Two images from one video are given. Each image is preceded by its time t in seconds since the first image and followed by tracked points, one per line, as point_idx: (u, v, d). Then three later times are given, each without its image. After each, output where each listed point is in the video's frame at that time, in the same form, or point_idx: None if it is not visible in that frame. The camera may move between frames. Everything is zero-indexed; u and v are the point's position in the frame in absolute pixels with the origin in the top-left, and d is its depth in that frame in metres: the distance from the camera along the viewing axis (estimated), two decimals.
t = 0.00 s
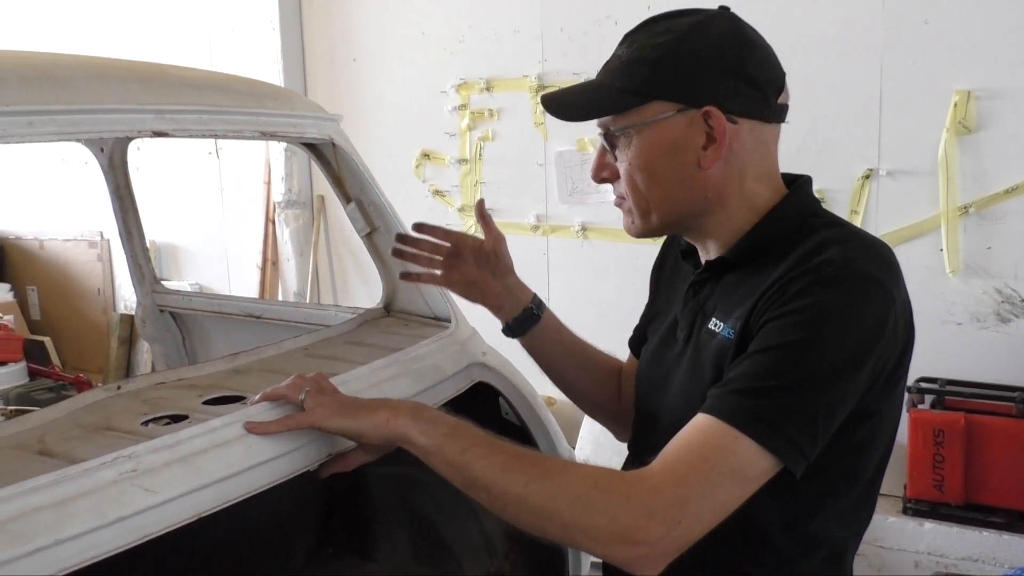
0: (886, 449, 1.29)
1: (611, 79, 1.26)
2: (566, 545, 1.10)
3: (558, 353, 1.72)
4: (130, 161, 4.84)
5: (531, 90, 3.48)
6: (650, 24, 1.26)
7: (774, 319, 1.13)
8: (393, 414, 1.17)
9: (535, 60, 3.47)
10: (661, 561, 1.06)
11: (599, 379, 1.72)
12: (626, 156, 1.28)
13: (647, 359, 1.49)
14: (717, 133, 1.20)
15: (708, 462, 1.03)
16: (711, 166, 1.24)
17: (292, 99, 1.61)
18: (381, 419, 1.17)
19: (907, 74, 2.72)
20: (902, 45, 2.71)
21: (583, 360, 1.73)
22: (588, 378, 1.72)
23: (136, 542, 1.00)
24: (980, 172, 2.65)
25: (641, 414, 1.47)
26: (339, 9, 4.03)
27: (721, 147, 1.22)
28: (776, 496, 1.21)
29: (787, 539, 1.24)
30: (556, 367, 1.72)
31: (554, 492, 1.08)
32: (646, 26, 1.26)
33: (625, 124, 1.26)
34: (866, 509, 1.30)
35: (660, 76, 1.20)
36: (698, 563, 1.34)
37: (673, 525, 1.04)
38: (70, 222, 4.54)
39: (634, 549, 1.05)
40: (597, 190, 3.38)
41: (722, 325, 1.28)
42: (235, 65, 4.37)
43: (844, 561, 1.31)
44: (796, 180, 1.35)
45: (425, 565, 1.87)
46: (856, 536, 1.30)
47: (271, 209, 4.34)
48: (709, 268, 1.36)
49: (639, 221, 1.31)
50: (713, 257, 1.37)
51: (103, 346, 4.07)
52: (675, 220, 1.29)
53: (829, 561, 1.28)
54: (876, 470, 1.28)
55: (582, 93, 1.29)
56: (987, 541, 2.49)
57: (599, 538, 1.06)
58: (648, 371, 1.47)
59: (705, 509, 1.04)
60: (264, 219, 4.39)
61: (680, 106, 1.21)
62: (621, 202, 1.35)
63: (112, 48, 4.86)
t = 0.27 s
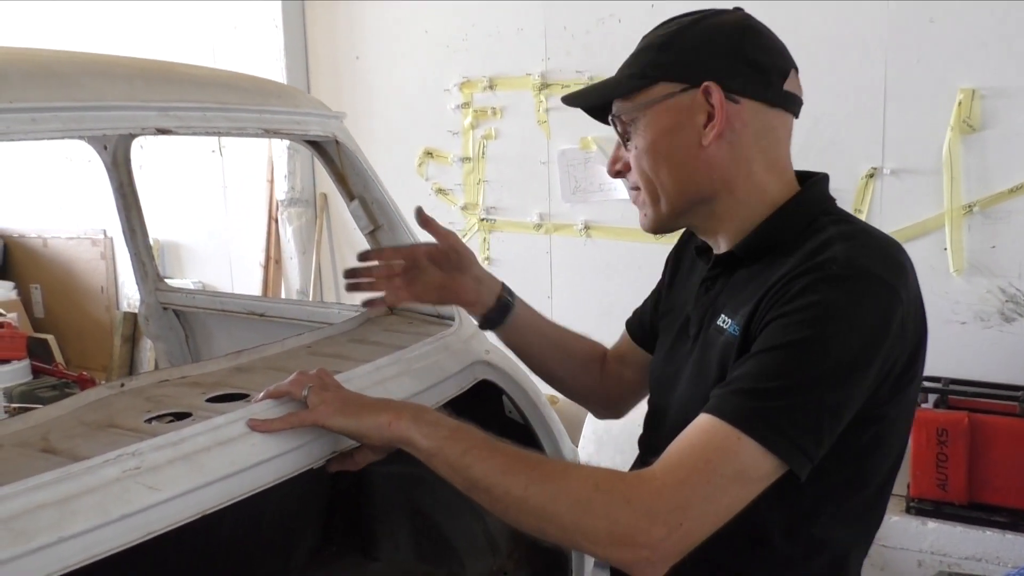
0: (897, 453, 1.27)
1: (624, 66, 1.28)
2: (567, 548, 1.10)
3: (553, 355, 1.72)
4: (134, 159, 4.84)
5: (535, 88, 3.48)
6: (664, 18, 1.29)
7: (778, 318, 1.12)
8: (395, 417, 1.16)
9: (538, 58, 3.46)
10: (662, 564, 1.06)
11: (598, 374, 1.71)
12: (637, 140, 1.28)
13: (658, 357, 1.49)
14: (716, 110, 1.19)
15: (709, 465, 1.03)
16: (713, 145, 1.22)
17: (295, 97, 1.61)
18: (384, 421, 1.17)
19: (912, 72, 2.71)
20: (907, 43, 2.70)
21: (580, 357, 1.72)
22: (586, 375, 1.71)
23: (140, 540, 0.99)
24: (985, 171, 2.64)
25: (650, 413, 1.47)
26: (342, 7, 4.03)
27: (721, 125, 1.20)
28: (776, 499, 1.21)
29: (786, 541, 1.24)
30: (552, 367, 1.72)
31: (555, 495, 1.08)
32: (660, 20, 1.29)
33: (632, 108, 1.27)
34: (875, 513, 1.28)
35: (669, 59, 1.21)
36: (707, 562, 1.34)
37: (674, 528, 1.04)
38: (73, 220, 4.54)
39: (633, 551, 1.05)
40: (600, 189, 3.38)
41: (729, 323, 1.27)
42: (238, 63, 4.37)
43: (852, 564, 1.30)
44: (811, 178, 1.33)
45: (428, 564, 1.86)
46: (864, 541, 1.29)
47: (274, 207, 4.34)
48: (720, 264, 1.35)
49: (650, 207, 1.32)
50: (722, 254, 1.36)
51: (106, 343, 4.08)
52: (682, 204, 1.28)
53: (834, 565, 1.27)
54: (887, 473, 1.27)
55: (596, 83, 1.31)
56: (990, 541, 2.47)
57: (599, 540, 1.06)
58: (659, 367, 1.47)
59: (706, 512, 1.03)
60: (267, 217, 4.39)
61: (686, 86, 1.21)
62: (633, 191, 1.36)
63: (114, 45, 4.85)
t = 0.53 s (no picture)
0: (905, 448, 1.27)
1: (662, 55, 1.20)
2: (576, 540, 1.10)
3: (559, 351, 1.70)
4: (136, 156, 4.84)
5: (537, 86, 3.47)
6: (689, 8, 1.24)
7: (788, 309, 1.12)
8: (397, 419, 1.15)
9: (541, 56, 3.46)
10: (674, 554, 1.06)
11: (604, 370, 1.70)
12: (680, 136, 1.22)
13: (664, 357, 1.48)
14: (779, 112, 1.20)
15: (720, 454, 1.02)
16: (766, 147, 1.23)
17: (298, 94, 1.61)
18: (386, 422, 1.16)
19: (916, 71, 2.70)
20: (911, 42, 2.69)
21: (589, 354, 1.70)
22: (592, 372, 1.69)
23: (144, 538, 0.99)
24: (988, 170, 2.63)
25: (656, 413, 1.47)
26: (344, 5, 4.02)
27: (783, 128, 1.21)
28: (785, 493, 1.21)
29: (799, 535, 1.23)
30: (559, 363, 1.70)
31: (559, 487, 1.07)
32: (685, 10, 1.24)
33: (682, 102, 1.20)
34: (884, 508, 1.28)
35: (721, 54, 1.17)
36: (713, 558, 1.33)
37: (684, 517, 1.03)
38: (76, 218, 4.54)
39: (643, 540, 1.04)
40: (602, 187, 3.37)
41: (738, 318, 1.27)
42: (241, 61, 4.37)
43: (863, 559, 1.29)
44: (815, 175, 1.33)
45: (432, 562, 1.86)
46: (874, 536, 1.29)
47: (276, 205, 4.33)
48: (725, 262, 1.35)
49: (686, 205, 1.26)
50: (730, 252, 1.36)
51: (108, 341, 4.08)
52: (724, 202, 1.26)
53: (845, 561, 1.26)
54: (896, 468, 1.26)
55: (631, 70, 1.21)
56: (993, 540, 2.47)
57: (609, 531, 1.05)
58: (664, 368, 1.46)
59: (716, 502, 1.03)
60: (269, 216, 4.39)
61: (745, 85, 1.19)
62: (658, 188, 1.28)
63: (114, 42, 4.83)
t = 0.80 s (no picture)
0: (910, 442, 1.27)
1: (741, 41, 1.22)
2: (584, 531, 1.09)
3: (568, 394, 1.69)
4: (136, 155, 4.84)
5: (538, 85, 3.47)
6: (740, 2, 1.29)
7: (796, 301, 1.11)
8: (400, 412, 1.18)
9: (542, 54, 3.46)
10: (679, 543, 1.04)
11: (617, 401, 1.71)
12: (752, 122, 1.24)
13: (668, 358, 1.47)
14: (820, 116, 1.31)
15: (727, 439, 1.02)
16: (803, 148, 1.33)
17: (299, 93, 1.61)
18: (389, 417, 1.18)
19: (917, 70, 2.69)
20: (913, 40, 2.69)
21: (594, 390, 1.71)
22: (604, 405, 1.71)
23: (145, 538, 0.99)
24: (990, 168, 2.63)
25: (664, 414, 1.46)
26: (345, 4, 4.02)
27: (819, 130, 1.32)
28: (801, 484, 1.20)
29: (814, 530, 1.23)
30: (571, 408, 1.67)
31: (564, 478, 1.07)
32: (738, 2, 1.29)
33: (763, 89, 1.23)
34: (893, 498, 1.28)
35: (791, 48, 1.25)
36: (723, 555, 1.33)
37: (691, 504, 1.03)
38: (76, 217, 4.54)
39: (650, 527, 1.04)
40: (603, 186, 3.37)
41: (744, 316, 1.26)
42: (242, 59, 4.36)
43: (874, 551, 1.29)
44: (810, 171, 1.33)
45: (431, 561, 1.87)
46: (885, 527, 1.29)
47: (277, 204, 4.33)
48: (727, 263, 1.34)
49: (744, 197, 1.27)
50: (735, 252, 1.35)
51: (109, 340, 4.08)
52: (773, 201, 1.29)
53: (858, 554, 1.26)
54: (903, 462, 1.26)
55: (720, 49, 1.21)
56: (996, 539, 2.47)
57: (616, 521, 1.04)
58: (668, 371, 1.46)
59: (724, 489, 1.02)
60: (270, 214, 4.39)
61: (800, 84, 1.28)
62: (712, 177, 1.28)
63: (114, 40, 4.82)
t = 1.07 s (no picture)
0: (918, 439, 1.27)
1: (745, 40, 1.23)
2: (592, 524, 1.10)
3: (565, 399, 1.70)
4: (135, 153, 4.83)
5: (538, 83, 3.47)
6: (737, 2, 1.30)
7: (804, 297, 1.12)
8: (406, 414, 1.19)
9: (541, 52, 3.46)
10: (688, 530, 1.06)
11: (614, 411, 1.71)
12: (758, 122, 1.25)
13: (669, 358, 1.47)
14: (818, 115, 1.33)
15: (733, 431, 1.03)
16: (802, 146, 1.34)
17: (298, 91, 1.61)
18: (395, 417, 1.19)
19: (917, 68, 2.69)
20: (912, 39, 2.69)
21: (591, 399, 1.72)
22: (600, 414, 1.70)
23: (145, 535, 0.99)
24: (990, 167, 2.63)
25: (670, 413, 1.47)
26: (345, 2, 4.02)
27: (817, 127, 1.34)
28: (818, 478, 1.20)
29: (833, 523, 1.23)
30: (567, 412, 1.68)
31: (576, 471, 1.08)
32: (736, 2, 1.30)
33: (766, 89, 1.24)
34: (905, 487, 1.28)
35: (790, 48, 1.26)
36: (733, 552, 1.33)
37: (697, 494, 1.03)
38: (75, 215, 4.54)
39: (657, 517, 1.05)
40: (602, 184, 3.37)
41: (749, 314, 1.27)
42: (242, 58, 4.36)
43: (888, 540, 1.30)
44: (810, 170, 1.34)
45: (430, 560, 1.86)
46: (897, 518, 1.29)
47: (276, 202, 4.33)
48: (730, 264, 1.35)
49: (753, 197, 1.27)
50: (739, 252, 1.35)
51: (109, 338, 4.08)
52: (777, 201, 1.30)
53: (874, 543, 1.26)
54: (911, 456, 1.26)
55: (727, 49, 1.21)
56: (995, 536, 2.49)
57: (623, 510, 1.05)
58: (667, 374, 1.46)
59: (731, 479, 1.03)
60: (269, 213, 4.39)
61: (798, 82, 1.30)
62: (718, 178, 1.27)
63: (114, 38, 4.82)
